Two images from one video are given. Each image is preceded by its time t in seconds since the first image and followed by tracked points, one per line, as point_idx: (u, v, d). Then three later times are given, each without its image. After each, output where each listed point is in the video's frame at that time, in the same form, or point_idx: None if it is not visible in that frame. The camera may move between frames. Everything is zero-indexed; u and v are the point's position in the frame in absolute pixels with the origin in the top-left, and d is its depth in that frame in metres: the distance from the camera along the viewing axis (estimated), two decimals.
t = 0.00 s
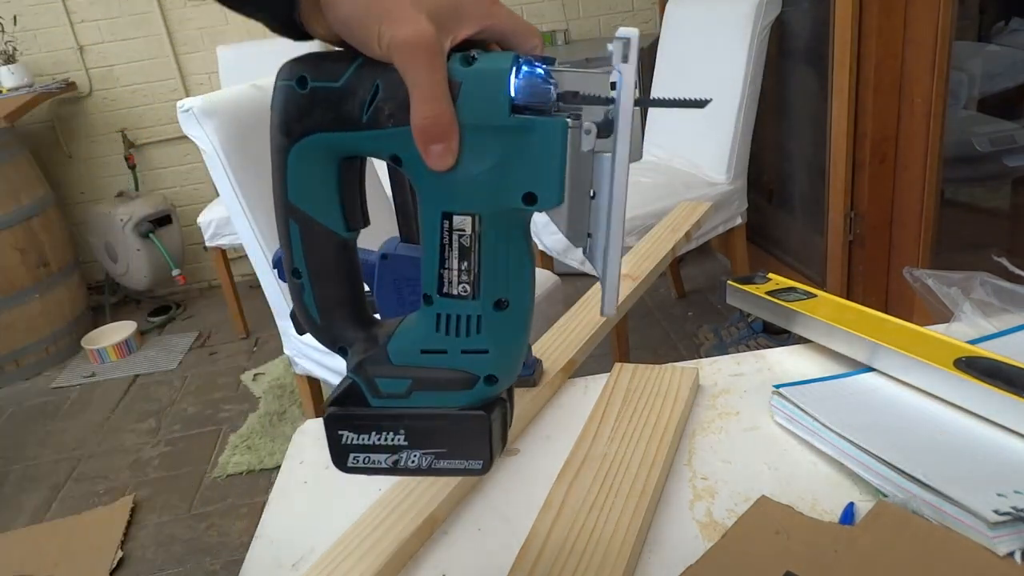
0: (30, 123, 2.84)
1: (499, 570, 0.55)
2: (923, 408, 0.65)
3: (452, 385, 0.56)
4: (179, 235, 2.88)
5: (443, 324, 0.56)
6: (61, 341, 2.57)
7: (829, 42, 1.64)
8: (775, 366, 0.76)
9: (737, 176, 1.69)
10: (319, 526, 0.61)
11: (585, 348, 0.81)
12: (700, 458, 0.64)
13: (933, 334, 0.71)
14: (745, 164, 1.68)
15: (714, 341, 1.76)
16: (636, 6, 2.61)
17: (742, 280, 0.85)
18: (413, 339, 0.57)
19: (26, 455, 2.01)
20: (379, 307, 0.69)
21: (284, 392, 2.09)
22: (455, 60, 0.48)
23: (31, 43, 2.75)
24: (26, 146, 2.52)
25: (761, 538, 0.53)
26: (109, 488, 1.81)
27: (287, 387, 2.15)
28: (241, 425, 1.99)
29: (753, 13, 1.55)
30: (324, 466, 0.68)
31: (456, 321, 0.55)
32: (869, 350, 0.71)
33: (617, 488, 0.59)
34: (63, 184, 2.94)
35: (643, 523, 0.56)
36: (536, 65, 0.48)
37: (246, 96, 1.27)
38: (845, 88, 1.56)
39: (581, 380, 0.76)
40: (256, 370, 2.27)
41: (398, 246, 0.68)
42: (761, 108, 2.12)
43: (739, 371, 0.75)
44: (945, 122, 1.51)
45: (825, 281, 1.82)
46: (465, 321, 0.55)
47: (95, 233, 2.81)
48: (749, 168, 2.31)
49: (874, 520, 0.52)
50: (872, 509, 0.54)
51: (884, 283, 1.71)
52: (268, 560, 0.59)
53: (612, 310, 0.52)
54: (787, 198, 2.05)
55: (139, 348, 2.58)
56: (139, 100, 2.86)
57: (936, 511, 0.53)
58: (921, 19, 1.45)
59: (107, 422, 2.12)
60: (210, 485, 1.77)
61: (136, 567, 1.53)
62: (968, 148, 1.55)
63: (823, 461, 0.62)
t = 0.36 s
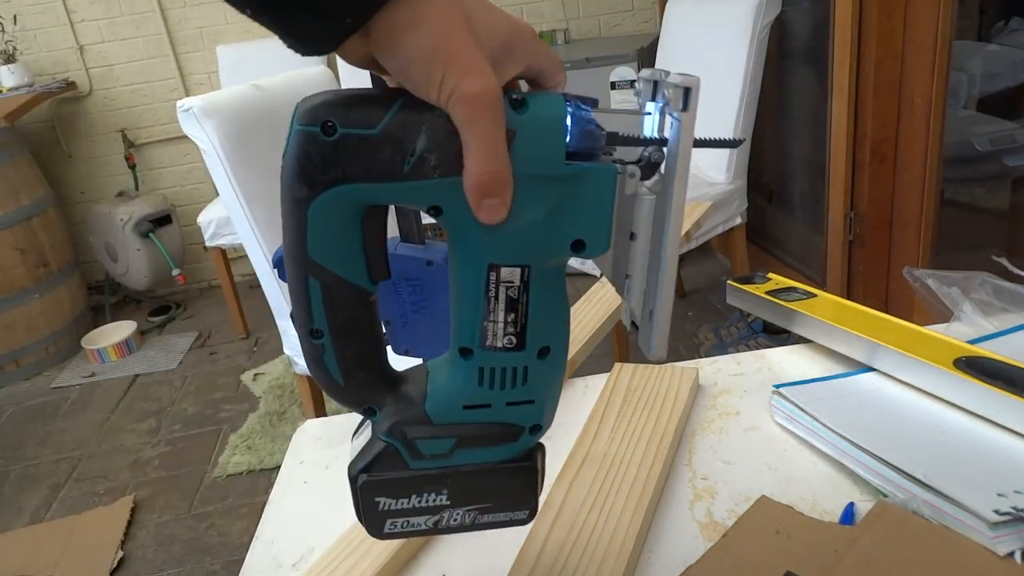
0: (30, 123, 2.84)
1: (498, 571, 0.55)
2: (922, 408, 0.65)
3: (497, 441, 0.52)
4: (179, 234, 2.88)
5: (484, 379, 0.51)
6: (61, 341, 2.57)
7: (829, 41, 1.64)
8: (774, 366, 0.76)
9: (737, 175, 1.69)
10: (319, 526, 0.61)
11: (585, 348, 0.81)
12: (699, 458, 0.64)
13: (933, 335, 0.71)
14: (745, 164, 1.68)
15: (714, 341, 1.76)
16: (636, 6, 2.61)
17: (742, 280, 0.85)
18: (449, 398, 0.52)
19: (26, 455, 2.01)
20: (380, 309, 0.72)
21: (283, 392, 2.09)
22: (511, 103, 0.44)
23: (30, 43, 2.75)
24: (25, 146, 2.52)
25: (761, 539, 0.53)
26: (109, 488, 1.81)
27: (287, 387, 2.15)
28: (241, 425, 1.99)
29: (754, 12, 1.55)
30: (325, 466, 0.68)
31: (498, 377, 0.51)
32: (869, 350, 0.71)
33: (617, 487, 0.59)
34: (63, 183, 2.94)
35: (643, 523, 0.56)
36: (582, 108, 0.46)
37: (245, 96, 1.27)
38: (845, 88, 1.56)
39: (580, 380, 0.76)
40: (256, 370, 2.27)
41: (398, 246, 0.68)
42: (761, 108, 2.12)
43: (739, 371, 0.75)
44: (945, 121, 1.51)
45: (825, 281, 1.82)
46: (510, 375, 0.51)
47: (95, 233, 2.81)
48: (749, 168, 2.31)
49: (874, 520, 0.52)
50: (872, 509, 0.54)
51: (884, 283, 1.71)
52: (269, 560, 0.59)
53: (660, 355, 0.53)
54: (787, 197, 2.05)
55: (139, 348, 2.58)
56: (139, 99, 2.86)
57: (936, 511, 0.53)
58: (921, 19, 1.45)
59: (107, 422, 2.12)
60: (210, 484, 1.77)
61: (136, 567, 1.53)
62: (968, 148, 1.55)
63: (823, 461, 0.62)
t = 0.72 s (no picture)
0: (30, 124, 2.84)
1: (498, 570, 0.55)
2: (923, 408, 0.65)
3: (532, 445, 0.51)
4: (179, 235, 2.88)
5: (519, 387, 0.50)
6: (61, 341, 2.57)
7: (829, 41, 1.63)
8: (774, 366, 0.76)
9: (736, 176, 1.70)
10: (319, 526, 0.61)
11: (585, 347, 0.81)
12: (699, 458, 0.64)
13: (933, 334, 0.71)
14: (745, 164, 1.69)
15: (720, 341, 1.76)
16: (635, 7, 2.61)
17: (742, 280, 0.85)
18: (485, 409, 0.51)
19: (26, 455, 2.01)
20: (378, 309, 0.69)
21: (283, 392, 2.09)
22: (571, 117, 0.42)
23: (30, 43, 2.75)
24: (25, 147, 2.52)
25: (760, 539, 0.53)
26: (109, 488, 1.81)
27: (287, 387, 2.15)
28: (241, 425, 1.99)
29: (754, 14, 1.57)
30: (324, 466, 0.68)
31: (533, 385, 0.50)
32: (869, 351, 0.71)
33: (617, 487, 0.59)
34: (63, 184, 2.94)
35: (643, 523, 0.56)
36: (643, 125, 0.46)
37: (245, 95, 1.28)
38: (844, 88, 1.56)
39: (580, 380, 0.76)
40: (256, 371, 2.27)
41: (398, 247, 0.68)
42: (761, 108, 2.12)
43: (739, 371, 0.76)
44: (945, 122, 1.51)
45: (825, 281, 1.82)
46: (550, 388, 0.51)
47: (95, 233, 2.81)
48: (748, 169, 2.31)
49: (874, 521, 0.52)
50: (872, 509, 0.54)
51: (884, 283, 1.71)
52: (268, 560, 0.59)
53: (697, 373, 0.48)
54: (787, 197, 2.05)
55: (139, 348, 2.58)
56: (139, 100, 2.86)
57: (936, 511, 0.53)
58: (922, 19, 1.45)
59: (107, 423, 2.12)
60: (210, 485, 1.77)
61: (136, 567, 1.53)
62: (968, 148, 1.55)
63: (823, 461, 0.62)
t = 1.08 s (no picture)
0: (30, 124, 2.84)
1: (498, 570, 0.55)
2: (923, 409, 0.65)
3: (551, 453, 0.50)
4: (179, 235, 2.88)
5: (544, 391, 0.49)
6: (61, 341, 2.57)
7: (829, 40, 1.63)
8: (774, 366, 0.76)
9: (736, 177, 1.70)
10: (320, 527, 0.61)
11: (586, 348, 0.81)
12: (699, 458, 0.64)
13: (933, 334, 0.71)
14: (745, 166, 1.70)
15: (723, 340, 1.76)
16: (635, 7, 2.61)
17: (742, 280, 0.85)
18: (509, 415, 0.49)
19: (26, 455, 2.01)
20: (378, 309, 0.69)
21: (283, 392, 2.09)
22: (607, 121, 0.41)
23: (30, 43, 2.75)
24: (24, 147, 2.52)
25: (761, 539, 0.53)
26: (109, 488, 1.81)
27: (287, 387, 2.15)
28: (241, 425, 1.99)
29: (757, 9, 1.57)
30: (324, 466, 0.68)
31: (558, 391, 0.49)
32: (869, 351, 0.70)
33: (617, 487, 0.59)
34: (63, 183, 2.94)
35: (643, 523, 0.56)
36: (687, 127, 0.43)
37: (246, 96, 1.29)
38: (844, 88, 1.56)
39: (580, 380, 0.76)
40: (256, 370, 2.27)
41: (398, 247, 0.68)
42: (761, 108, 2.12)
43: (739, 371, 0.75)
44: (945, 122, 1.51)
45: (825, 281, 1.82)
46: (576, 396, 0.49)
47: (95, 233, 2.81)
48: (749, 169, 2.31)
49: (874, 520, 0.52)
50: (872, 509, 0.54)
51: (884, 283, 1.71)
52: (268, 560, 0.59)
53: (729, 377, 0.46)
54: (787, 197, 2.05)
55: (139, 348, 2.58)
56: (139, 100, 2.86)
57: (935, 511, 0.53)
58: (922, 19, 1.45)
59: (107, 423, 2.12)
60: (210, 485, 1.77)
61: (135, 567, 1.53)
62: (968, 148, 1.55)
63: (823, 462, 0.62)
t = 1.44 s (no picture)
0: (29, 124, 2.84)
1: (497, 571, 0.55)
2: (923, 409, 0.65)
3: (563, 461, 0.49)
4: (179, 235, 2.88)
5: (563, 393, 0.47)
6: (61, 341, 2.57)
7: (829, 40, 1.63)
8: (774, 366, 0.76)
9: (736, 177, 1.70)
10: (320, 527, 0.61)
11: (585, 348, 0.81)
12: (699, 458, 0.64)
13: (933, 334, 0.71)
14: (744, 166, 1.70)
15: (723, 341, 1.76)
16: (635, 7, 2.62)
17: (742, 280, 0.85)
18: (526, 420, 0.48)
19: (26, 455, 2.01)
20: (378, 309, 0.69)
21: (283, 392, 2.09)
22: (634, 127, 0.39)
23: (30, 43, 2.76)
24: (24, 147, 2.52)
25: (760, 539, 0.53)
26: (109, 488, 1.81)
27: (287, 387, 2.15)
28: (241, 426, 1.99)
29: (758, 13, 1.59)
30: (324, 466, 0.68)
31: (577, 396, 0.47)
32: (869, 351, 0.70)
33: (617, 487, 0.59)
34: (62, 183, 2.94)
35: (642, 522, 0.56)
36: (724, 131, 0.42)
37: (245, 96, 1.29)
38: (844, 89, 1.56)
39: (580, 380, 0.76)
40: (256, 371, 2.27)
41: (398, 246, 0.68)
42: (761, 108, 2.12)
43: (739, 371, 0.75)
44: (945, 121, 1.51)
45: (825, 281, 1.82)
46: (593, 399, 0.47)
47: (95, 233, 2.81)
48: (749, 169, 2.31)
49: (874, 521, 0.52)
50: (872, 509, 0.54)
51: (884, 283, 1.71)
52: (268, 560, 0.59)
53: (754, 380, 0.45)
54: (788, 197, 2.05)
55: (139, 348, 2.58)
56: (139, 100, 2.86)
57: (935, 511, 0.53)
58: (922, 19, 1.45)
59: (106, 423, 2.12)
60: (210, 485, 1.77)
61: (135, 567, 1.53)
62: (968, 148, 1.55)
63: (823, 461, 0.62)
